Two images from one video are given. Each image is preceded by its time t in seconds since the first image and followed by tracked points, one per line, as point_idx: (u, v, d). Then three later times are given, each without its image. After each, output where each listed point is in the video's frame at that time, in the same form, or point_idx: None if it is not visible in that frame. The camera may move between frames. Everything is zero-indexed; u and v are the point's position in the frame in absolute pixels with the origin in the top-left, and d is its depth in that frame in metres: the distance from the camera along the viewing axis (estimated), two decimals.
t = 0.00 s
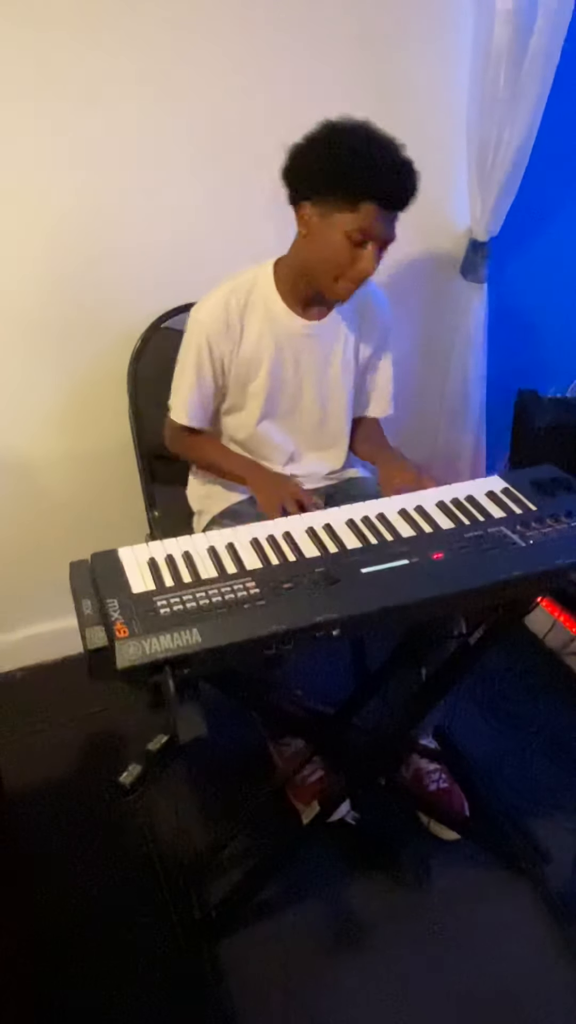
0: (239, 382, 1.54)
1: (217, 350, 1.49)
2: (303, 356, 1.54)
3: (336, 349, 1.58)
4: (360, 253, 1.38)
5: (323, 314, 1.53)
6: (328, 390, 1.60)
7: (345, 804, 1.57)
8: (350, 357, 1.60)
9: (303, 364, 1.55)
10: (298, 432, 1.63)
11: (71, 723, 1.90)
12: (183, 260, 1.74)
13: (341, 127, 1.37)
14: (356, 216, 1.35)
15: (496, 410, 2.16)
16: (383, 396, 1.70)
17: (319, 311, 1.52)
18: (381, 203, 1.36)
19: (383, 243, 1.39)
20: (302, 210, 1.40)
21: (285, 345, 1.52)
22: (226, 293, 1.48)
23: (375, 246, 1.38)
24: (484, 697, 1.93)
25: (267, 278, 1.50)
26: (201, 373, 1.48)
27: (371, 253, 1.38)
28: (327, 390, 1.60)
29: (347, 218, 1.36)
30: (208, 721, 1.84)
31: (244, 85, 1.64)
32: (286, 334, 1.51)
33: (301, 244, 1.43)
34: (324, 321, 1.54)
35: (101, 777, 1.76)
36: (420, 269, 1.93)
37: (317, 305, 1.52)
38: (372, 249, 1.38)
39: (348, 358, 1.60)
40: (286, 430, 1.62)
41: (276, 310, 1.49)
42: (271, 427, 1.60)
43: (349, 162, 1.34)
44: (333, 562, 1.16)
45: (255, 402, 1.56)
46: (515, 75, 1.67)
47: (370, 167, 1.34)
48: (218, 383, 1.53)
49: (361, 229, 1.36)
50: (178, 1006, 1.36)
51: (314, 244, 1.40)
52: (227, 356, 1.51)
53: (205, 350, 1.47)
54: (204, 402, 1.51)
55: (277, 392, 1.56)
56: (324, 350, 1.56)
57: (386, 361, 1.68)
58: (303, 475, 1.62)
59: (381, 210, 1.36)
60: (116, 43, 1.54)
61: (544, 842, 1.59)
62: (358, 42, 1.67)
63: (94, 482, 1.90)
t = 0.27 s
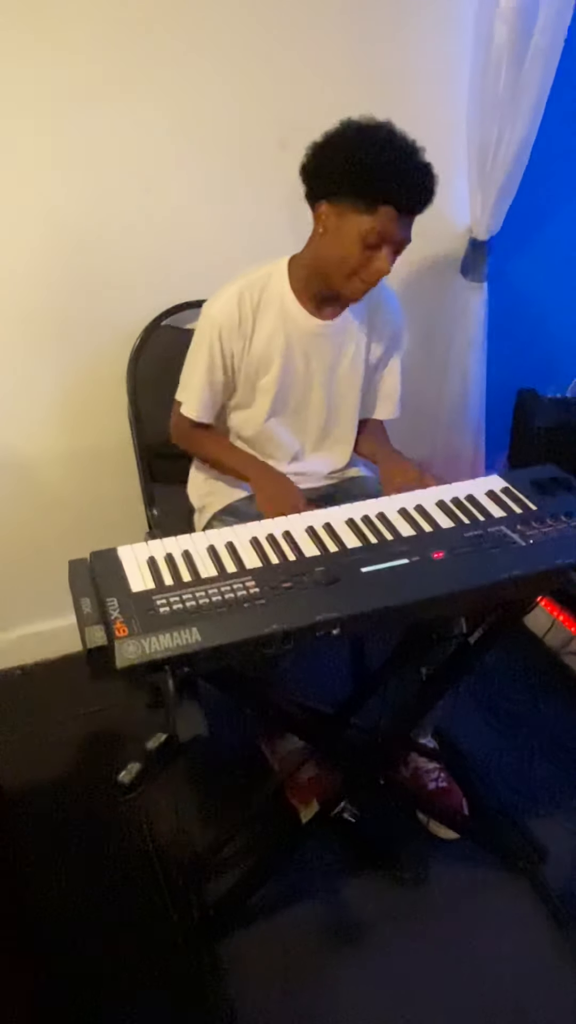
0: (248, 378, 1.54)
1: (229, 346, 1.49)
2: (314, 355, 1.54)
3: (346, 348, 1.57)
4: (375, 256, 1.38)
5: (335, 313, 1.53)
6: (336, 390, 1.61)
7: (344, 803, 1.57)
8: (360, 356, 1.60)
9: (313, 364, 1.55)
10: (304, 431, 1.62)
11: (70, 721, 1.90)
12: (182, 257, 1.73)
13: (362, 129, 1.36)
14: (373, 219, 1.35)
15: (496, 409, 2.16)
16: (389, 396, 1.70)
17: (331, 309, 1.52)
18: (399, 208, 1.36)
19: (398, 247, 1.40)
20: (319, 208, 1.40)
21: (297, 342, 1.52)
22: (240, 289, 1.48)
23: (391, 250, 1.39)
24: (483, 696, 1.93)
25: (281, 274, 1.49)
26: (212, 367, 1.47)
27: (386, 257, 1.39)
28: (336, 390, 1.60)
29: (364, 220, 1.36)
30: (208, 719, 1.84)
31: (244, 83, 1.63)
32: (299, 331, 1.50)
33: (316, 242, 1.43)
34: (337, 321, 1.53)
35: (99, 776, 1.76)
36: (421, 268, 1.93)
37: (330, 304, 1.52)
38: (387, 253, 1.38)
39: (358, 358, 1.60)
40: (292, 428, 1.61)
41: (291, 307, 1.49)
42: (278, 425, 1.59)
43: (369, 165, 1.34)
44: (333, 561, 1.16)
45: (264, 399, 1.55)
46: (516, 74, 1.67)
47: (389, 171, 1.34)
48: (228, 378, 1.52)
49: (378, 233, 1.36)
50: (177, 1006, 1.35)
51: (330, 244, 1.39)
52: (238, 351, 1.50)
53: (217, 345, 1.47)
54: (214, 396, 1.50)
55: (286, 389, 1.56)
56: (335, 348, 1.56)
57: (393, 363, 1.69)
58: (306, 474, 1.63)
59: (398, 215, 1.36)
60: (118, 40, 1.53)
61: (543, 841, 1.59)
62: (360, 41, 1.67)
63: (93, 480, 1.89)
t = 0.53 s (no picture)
0: (247, 376, 1.54)
1: (227, 344, 1.48)
2: (313, 352, 1.54)
3: (346, 345, 1.57)
4: (378, 248, 1.38)
5: (335, 312, 1.52)
6: (335, 387, 1.60)
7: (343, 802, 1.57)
8: (360, 353, 1.59)
9: (312, 361, 1.55)
10: (303, 428, 1.62)
11: (69, 719, 1.90)
12: (181, 255, 1.73)
13: (358, 124, 1.37)
14: (374, 210, 1.35)
15: (495, 407, 2.16)
16: (386, 394, 1.70)
17: (331, 308, 1.52)
18: (400, 199, 1.36)
19: (400, 239, 1.39)
20: (318, 204, 1.40)
21: (297, 340, 1.52)
22: (239, 287, 1.47)
23: (393, 242, 1.38)
24: (481, 695, 1.93)
25: (280, 272, 1.49)
26: (211, 366, 1.47)
27: (388, 249, 1.38)
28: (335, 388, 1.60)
29: (365, 212, 1.35)
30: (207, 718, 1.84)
31: (243, 80, 1.63)
32: (298, 329, 1.50)
33: (317, 239, 1.42)
34: (337, 319, 1.53)
35: (97, 775, 1.75)
36: (419, 266, 1.93)
37: (330, 302, 1.51)
38: (390, 245, 1.37)
39: (358, 355, 1.59)
40: (292, 426, 1.61)
41: (291, 306, 1.48)
42: (278, 423, 1.59)
43: (368, 157, 1.34)
44: (333, 559, 1.16)
45: (263, 397, 1.55)
46: (515, 72, 1.67)
47: (388, 161, 1.34)
48: (227, 377, 1.52)
49: (380, 224, 1.35)
50: (175, 1006, 1.35)
51: (331, 238, 1.39)
52: (237, 350, 1.50)
53: (215, 344, 1.46)
54: (213, 395, 1.50)
55: (285, 387, 1.56)
56: (335, 346, 1.55)
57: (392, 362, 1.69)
58: (305, 471, 1.63)
59: (399, 206, 1.36)
60: (116, 37, 1.53)
61: (542, 840, 1.59)
62: (358, 38, 1.67)
63: (91, 478, 1.89)
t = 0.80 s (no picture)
0: (241, 375, 1.53)
1: (219, 344, 1.48)
2: (305, 350, 1.54)
3: (338, 342, 1.57)
4: (365, 249, 1.38)
5: (327, 309, 1.53)
6: (329, 383, 1.60)
7: (343, 800, 1.57)
8: (352, 347, 1.59)
9: (304, 359, 1.55)
10: (299, 426, 1.62)
11: (68, 719, 1.90)
12: (179, 254, 1.73)
13: (346, 122, 1.37)
14: (361, 212, 1.35)
15: (494, 406, 2.16)
16: (383, 390, 1.69)
17: (323, 305, 1.52)
18: (387, 201, 1.36)
19: (388, 239, 1.39)
20: (306, 204, 1.40)
21: (288, 339, 1.52)
22: (229, 287, 1.47)
23: (381, 243, 1.38)
24: (481, 693, 1.93)
25: (270, 270, 1.49)
26: (204, 367, 1.47)
27: (375, 250, 1.38)
28: (329, 385, 1.60)
29: (351, 212, 1.36)
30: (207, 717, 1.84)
31: (241, 78, 1.63)
32: (289, 327, 1.50)
33: (305, 238, 1.43)
34: (329, 316, 1.53)
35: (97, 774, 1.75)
36: (418, 264, 1.93)
37: (322, 299, 1.51)
38: (376, 246, 1.38)
39: (350, 352, 1.60)
40: (287, 424, 1.61)
41: (281, 304, 1.49)
42: (273, 422, 1.59)
43: (355, 159, 1.34)
44: (331, 557, 1.16)
45: (257, 396, 1.55)
46: (513, 70, 1.66)
47: (375, 163, 1.34)
48: (220, 376, 1.52)
49: (367, 226, 1.36)
50: (175, 1005, 1.35)
51: (319, 239, 1.39)
52: (229, 349, 1.50)
53: (207, 344, 1.46)
54: (207, 395, 1.50)
55: (278, 386, 1.56)
56: (326, 344, 1.55)
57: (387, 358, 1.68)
58: (302, 470, 1.62)
59: (386, 207, 1.36)
60: (113, 35, 1.52)
61: (541, 838, 1.59)
62: (356, 36, 1.66)
63: (89, 477, 1.89)
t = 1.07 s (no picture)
0: (236, 373, 1.53)
1: (214, 343, 1.48)
2: (300, 347, 1.53)
3: (332, 339, 1.57)
4: (354, 242, 1.37)
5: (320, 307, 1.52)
6: (324, 380, 1.60)
7: (342, 799, 1.57)
8: (346, 345, 1.59)
9: (299, 357, 1.55)
10: (295, 423, 1.62)
11: (66, 718, 1.90)
12: (178, 252, 1.72)
13: (327, 118, 1.36)
14: (348, 205, 1.35)
15: (493, 405, 2.16)
16: (381, 387, 1.69)
17: (316, 303, 1.51)
18: (373, 191, 1.35)
19: (376, 230, 1.38)
20: (293, 203, 1.39)
21: (281, 336, 1.51)
22: (221, 285, 1.47)
23: (369, 235, 1.37)
24: (479, 691, 1.93)
25: (263, 269, 1.49)
26: (198, 365, 1.47)
27: (365, 242, 1.37)
28: (324, 382, 1.60)
29: (339, 206, 1.35)
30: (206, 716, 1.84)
31: (240, 76, 1.62)
32: (283, 325, 1.50)
33: (294, 237, 1.42)
34: (323, 314, 1.53)
35: (96, 773, 1.75)
36: (417, 263, 1.92)
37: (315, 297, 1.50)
38: (366, 238, 1.37)
39: (345, 349, 1.59)
40: (284, 423, 1.61)
41: (275, 302, 1.48)
42: (270, 421, 1.59)
43: (340, 153, 1.34)
44: (330, 556, 1.16)
45: (253, 394, 1.55)
46: (512, 68, 1.66)
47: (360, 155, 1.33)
48: (216, 375, 1.52)
49: (355, 219, 1.35)
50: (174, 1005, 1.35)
51: (307, 236, 1.39)
52: (223, 347, 1.50)
53: (201, 343, 1.47)
54: (202, 394, 1.50)
55: (273, 383, 1.55)
56: (320, 340, 1.55)
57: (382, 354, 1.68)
58: (300, 467, 1.62)
59: (373, 198, 1.36)
60: (111, 32, 1.52)
61: (541, 836, 1.59)
62: (355, 33, 1.66)
63: (88, 476, 1.88)
